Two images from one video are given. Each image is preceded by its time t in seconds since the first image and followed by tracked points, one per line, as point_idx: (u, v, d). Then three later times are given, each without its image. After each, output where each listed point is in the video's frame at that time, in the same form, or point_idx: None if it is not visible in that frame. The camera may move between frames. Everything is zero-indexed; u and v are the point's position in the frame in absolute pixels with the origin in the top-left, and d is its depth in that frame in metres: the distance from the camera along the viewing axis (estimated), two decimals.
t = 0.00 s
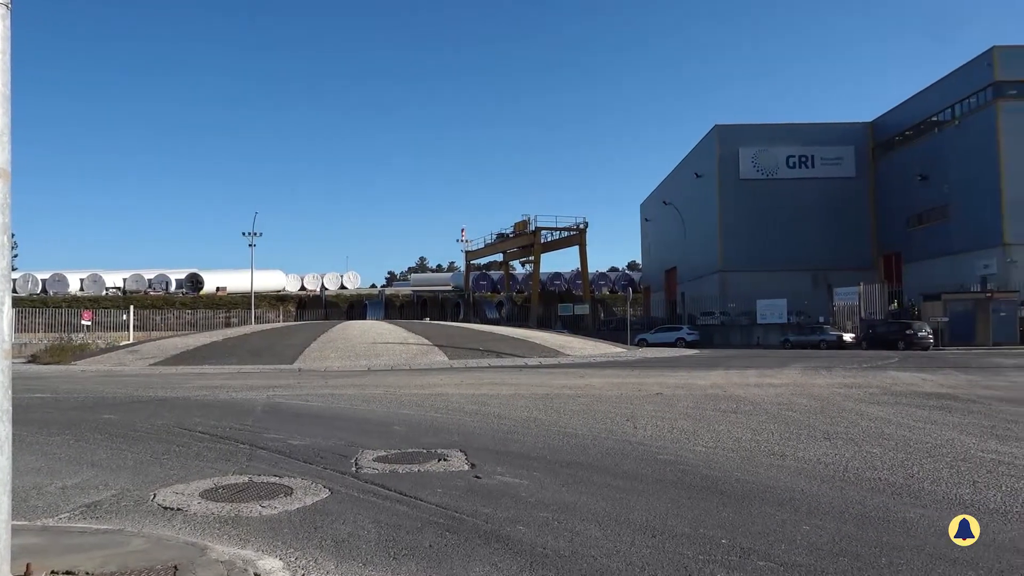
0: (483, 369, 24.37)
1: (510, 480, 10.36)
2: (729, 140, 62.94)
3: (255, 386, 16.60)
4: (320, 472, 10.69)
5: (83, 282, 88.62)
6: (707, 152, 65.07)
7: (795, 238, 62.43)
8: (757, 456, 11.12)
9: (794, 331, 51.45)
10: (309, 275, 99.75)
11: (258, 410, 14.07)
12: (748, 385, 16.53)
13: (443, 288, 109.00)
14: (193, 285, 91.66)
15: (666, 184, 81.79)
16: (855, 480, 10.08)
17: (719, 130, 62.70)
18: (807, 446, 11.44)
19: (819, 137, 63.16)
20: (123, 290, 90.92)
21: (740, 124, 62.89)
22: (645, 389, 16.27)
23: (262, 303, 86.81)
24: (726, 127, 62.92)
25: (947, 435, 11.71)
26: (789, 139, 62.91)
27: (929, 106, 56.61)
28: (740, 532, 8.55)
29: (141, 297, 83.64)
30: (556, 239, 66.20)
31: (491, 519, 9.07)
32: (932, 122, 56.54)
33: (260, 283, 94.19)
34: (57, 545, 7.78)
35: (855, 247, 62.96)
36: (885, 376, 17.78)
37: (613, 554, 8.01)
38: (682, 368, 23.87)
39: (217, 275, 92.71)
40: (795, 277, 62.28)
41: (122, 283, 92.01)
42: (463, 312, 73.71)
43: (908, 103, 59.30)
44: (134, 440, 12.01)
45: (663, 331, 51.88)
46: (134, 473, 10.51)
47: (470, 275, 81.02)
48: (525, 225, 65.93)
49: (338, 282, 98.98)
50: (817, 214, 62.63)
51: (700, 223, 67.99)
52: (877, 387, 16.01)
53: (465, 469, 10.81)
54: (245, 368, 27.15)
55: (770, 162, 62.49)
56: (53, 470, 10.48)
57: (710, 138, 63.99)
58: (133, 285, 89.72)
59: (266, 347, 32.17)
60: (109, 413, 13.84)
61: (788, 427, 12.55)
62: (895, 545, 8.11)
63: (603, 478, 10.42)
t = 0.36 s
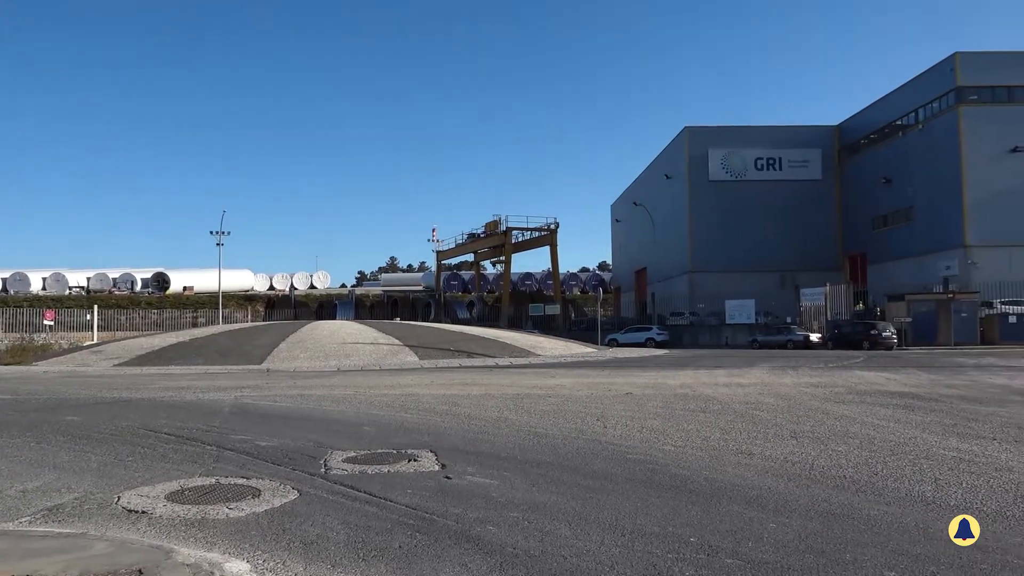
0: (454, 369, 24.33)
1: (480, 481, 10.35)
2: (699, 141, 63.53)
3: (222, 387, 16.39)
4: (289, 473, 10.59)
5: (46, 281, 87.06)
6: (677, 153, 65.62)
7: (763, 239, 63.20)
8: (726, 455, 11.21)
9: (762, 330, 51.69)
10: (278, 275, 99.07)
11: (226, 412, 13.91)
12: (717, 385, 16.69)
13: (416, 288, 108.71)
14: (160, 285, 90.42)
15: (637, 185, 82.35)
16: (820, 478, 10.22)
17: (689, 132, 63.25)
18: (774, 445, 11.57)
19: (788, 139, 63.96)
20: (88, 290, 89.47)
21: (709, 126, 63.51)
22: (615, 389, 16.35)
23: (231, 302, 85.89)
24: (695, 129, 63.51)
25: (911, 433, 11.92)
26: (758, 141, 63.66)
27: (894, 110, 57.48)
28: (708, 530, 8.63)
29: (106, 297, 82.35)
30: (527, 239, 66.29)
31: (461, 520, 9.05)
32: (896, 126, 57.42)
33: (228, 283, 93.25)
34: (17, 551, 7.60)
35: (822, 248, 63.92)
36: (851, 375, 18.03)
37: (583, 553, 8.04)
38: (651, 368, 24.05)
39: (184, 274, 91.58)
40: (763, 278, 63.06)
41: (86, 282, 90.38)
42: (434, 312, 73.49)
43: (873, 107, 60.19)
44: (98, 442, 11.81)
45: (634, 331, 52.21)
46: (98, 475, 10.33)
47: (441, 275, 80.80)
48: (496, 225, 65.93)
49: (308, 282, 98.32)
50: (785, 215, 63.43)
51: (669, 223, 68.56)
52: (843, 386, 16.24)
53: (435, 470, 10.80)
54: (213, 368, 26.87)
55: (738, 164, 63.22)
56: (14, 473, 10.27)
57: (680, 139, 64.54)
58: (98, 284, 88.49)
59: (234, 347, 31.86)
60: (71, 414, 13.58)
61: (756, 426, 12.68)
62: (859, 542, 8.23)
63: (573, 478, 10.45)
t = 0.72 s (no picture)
0: (425, 369, 24.27)
1: (452, 481, 10.33)
2: (671, 143, 64.00)
3: (192, 388, 16.18)
4: (259, 475, 10.49)
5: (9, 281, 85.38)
6: (649, 155, 66.02)
7: (735, 240, 63.83)
8: (696, 454, 11.30)
9: (732, 330, 51.74)
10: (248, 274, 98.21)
11: (196, 413, 13.75)
12: (688, 384, 16.83)
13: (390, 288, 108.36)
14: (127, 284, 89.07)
15: (609, 186, 82.77)
16: (789, 476, 10.34)
17: (662, 133, 63.68)
18: (745, 444, 11.69)
19: (759, 141, 64.67)
20: (53, 289, 87.91)
21: (681, 128, 63.97)
22: (587, 388, 16.41)
23: (201, 301, 84.89)
24: (668, 130, 63.93)
25: (877, 432, 12.11)
26: (729, 143, 64.24)
27: (862, 113, 58.27)
28: (679, 529, 8.69)
29: (72, 296, 80.99)
30: (500, 239, 66.32)
31: (433, 520, 9.04)
32: (864, 130, 58.25)
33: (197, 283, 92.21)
34: None
35: (791, 250, 64.79)
36: (820, 375, 18.25)
37: (555, 553, 8.06)
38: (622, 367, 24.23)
39: (152, 274, 90.42)
40: (733, 279, 63.71)
41: (52, 282, 88.84)
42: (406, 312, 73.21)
43: (841, 110, 61.02)
44: (62, 444, 11.61)
45: (606, 331, 52.47)
46: (62, 478, 10.15)
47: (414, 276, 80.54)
48: (469, 225, 65.83)
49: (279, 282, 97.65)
50: (755, 217, 64.13)
51: (642, 224, 68.97)
52: (812, 385, 16.48)
53: (407, 470, 10.75)
54: (181, 369, 26.58)
55: (710, 165, 63.76)
56: None
57: (653, 141, 64.93)
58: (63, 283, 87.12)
59: (204, 347, 31.53)
60: (34, 416, 13.33)
61: (726, 425, 12.80)
62: (826, 539, 8.35)
63: (544, 478, 10.47)
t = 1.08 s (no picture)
0: (394, 369, 24.12)
1: (421, 481, 10.30)
2: (640, 144, 64.55)
3: (156, 389, 15.93)
4: (225, 477, 10.36)
5: None
6: (619, 157, 66.47)
7: (703, 242, 64.46)
8: (664, 453, 11.39)
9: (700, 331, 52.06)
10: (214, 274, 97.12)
11: (159, 414, 13.55)
12: (656, 384, 16.96)
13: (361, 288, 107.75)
14: (89, 284, 87.45)
15: (579, 187, 83.14)
16: (755, 475, 10.46)
17: (631, 135, 64.17)
18: (712, 443, 11.80)
19: (726, 144, 65.41)
20: (13, 288, 86.07)
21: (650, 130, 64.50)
22: (557, 388, 16.45)
23: (166, 301, 83.64)
24: (636, 133, 64.44)
25: (841, 431, 12.29)
26: (697, 145, 64.91)
27: (826, 117, 59.12)
28: (646, 528, 8.75)
29: (33, 296, 79.35)
30: (470, 239, 66.24)
31: (402, 521, 9.00)
32: (828, 134, 59.13)
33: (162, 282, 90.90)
34: None
35: (758, 251, 65.60)
36: (786, 374, 18.49)
37: (524, 553, 8.07)
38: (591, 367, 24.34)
39: (116, 273, 88.96)
40: (702, 280, 64.31)
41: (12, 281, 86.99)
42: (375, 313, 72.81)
43: (807, 114, 61.92)
44: (20, 446, 11.36)
45: (575, 331, 52.83)
46: (21, 481, 9.93)
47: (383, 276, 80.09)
48: (439, 226, 65.63)
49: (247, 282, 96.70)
50: (723, 219, 64.87)
51: (611, 225, 69.39)
52: (778, 384, 16.69)
53: (376, 471, 10.68)
54: (145, 369, 26.17)
55: (678, 167, 64.37)
56: None
57: (621, 143, 65.42)
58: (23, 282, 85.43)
59: (168, 347, 31.08)
60: None
61: (693, 425, 12.90)
62: (791, 536, 8.46)
63: (514, 478, 10.47)
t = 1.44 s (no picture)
0: (360, 369, 23.92)
1: (388, 482, 10.25)
2: (609, 145, 65.01)
3: (116, 390, 15.66)
4: (188, 480, 10.21)
5: None
6: (587, 157, 66.85)
7: (671, 242, 65.09)
8: (631, 453, 11.47)
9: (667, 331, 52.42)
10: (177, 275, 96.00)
11: (120, 416, 13.32)
12: (624, 384, 17.07)
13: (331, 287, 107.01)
14: (48, 283, 85.68)
15: (548, 187, 83.43)
16: (720, 474, 10.57)
17: (600, 136, 64.59)
18: (678, 442, 11.90)
19: (694, 146, 66.08)
20: None
21: (618, 131, 64.95)
22: (524, 388, 16.48)
23: (129, 301, 82.23)
24: (605, 133, 64.86)
25: (805, 430, 12.47)
26: (665, 146, 65.50)
27: (792, 119, 59.84)
28: (613, 527, 8.79)
29: None
30: (438, 239, 66.06)
31: (368, 523, 8.94)
32: (793, 136, 59.89)
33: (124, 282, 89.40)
34: None
35: (725, 252, 66.39)
36: (750, 374, 18.73)
37: (491, 553, 8.07)
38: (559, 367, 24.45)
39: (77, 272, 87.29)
40: (669, 281, 64.93)
41: None
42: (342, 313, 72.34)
43: (773, 116, 62.71)
44: None
45: (544, 331, 52.77)
46: None
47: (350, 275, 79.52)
48: (407, 225, 65.34)
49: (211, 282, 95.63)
50: (690, 219, 65.57)
51: (580, 225, 69.78)
52: (743, 384, 16.89)
53: (342, 472, 10.60)
54: (106, 370, 25.72)
55: (646, 168, 64.92)
56: None
57: (590, 144, 65.81)
58: None
59: (130, 348, 30.59)
60: None
61: (659, 424, 13.02)
62: (755, 534, 8.55)
63: (481, 478, 10.46)
